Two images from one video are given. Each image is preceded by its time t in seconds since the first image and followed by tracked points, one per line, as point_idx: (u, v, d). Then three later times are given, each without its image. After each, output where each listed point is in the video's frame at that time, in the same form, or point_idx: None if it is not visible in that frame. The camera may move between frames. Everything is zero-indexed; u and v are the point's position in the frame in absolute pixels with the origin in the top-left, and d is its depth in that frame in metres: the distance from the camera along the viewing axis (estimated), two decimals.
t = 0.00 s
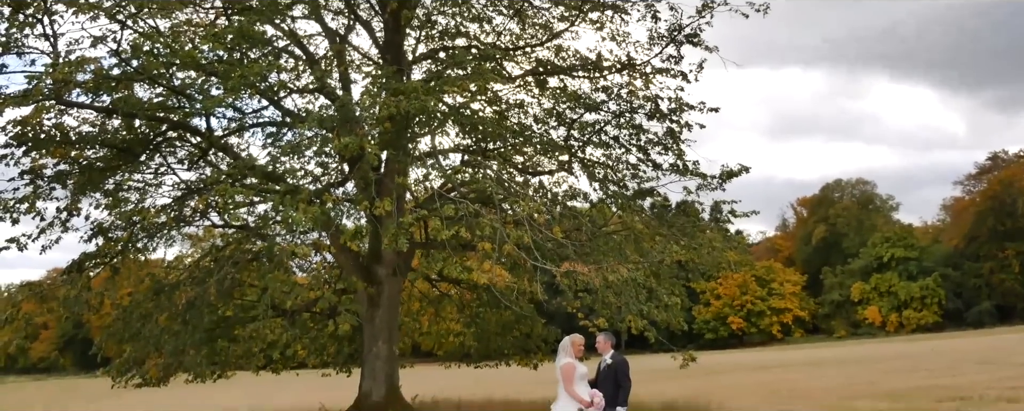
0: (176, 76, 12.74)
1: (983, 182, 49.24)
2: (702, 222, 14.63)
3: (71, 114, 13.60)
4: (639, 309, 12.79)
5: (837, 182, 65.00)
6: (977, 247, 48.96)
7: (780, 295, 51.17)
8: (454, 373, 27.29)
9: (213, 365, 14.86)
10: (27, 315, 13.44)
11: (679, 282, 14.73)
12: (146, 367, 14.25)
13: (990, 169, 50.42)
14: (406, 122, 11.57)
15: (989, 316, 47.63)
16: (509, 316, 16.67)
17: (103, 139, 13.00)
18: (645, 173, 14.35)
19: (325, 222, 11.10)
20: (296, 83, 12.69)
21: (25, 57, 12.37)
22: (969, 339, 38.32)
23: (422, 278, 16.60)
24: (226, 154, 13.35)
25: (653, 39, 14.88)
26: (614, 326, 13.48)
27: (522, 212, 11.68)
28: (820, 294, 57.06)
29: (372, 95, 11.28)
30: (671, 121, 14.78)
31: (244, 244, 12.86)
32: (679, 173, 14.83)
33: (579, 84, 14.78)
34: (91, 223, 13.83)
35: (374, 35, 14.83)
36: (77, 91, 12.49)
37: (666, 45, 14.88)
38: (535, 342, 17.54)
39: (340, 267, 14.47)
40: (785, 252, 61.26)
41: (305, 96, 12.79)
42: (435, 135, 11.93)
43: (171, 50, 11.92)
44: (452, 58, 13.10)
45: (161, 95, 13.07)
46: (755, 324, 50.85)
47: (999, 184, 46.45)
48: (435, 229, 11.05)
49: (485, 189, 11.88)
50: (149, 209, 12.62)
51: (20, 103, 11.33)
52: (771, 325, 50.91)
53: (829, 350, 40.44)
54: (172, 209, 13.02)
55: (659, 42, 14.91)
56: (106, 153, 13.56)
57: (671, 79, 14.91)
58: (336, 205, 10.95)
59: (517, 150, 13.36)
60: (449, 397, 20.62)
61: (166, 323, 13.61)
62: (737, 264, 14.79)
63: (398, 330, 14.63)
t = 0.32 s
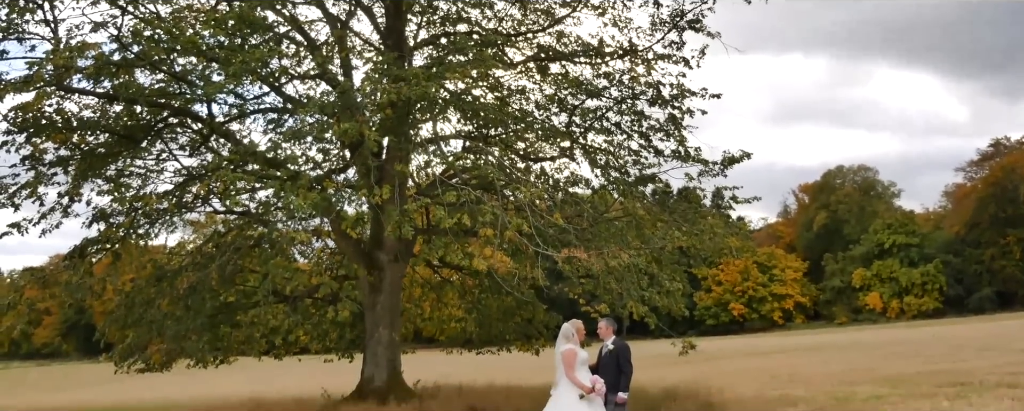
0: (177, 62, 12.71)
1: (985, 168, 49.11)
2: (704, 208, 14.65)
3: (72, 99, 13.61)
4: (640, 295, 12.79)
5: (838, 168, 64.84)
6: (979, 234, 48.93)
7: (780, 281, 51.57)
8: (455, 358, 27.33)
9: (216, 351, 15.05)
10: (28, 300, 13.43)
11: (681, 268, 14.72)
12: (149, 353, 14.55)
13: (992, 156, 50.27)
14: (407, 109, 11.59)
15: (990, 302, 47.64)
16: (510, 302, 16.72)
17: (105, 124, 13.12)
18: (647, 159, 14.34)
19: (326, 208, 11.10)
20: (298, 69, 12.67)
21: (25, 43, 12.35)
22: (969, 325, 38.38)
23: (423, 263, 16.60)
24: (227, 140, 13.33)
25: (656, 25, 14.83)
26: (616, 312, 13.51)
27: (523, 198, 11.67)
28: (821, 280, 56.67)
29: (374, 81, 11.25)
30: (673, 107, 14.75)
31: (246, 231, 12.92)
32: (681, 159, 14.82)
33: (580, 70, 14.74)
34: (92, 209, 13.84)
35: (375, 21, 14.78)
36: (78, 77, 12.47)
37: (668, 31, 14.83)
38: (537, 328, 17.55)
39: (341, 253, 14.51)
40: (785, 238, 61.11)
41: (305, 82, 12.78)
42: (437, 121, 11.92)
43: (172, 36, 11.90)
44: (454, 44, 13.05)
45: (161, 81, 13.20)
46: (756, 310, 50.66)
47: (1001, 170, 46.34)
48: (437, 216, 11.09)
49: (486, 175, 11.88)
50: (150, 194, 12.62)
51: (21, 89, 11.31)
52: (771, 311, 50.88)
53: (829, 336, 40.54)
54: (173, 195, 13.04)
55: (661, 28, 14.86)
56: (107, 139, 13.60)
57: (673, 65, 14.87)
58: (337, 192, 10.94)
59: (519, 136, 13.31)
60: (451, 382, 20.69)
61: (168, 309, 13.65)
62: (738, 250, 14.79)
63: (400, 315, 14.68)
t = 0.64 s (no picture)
0: (177, 47, 12.69)
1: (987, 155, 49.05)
2: (705, 194, 14.63)
3: (73, 84, 13.59)
4: (640, 281, 12.81)
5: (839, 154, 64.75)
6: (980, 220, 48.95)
7: (781, 267, 51.60)
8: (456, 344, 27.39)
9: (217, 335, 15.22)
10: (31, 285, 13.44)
11: (681, 254, 14.77)
12: (151, 338, 14.68)
13: (994, 142, 50.19)
14: (408, 94, 11.58)
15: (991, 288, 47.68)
16: (510, 288, 16.76)
17: (105, 109, 13.10)
18: (648, 145, 14.31)
19: (328, 194, 11.12)
20: (298, 54, 12.64)
21: (25, 28, 12.32)
22: (970, 311, 38.45)
23: (424, 249, 16.59)
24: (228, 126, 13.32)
25: (657, 10, 14.77)
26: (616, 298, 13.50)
27: (524, 184, 11.65)
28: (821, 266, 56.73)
29: (374, 66, 11.21)
30: (674, 93, 14.71)
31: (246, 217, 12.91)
32: (682, 145, 14.79)
33: (581, 56, 14.70)
34: (93, 194, 13.83)
35: (376, 6, 14.71)
36: (78, 62, 12.43)
37: (670, 17, 14.77)
38: (538, 314, 17.61)
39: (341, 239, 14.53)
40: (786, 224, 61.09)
41: (306, 68, 12.75)
42: (438, 107, 11.91)
43: (172, 20, 11.87)
44: (455, 29, 13.00)
45: (162, 66, 13.16)
46: (756, 296, 50.95)
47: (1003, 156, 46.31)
48: (437, 201, 11.06)
49: (488, 161, 11.86)
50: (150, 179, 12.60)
51: (21, 73, 11.28)
52: (772, 297, 51.01)
53: (828, 322, 40.66)
54: (174, 180, 13.04)
55: (663, 13, 14.80)
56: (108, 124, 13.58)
57: (674, 51, 14.82)
58: (338, 177, 10.92)
59: (520, 121, 13.28)
60: (451, 368, 20.78)
61: (169, 294, 13.67)
62: (739, 236, 14.78)
63: (401, 301, 14.69)
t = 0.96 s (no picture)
0: (177, 31, 12.65)
1: (988, 140, 48.97)
2: (706, 180, 14.61)
3: (72, 68, 13.56)
4: (641, 266, 12.84)
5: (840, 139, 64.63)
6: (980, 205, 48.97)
7: (781, 252, 51.64)
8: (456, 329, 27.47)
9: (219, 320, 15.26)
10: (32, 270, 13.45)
11: (682, 239, 14.77)
12: (153, 324, 14.72)
13: (995, 127, 50.11)
14: (408, 79, 11.59)
15: (991, 273, 47.61)
16: (511, 273, 16.81)
17: (104, 94, 13.07)
18: (649, 129, 14.27)
19: (328, 178, 11.11)
20: (298, 39, 12.60)
21: (24, 12, 12.27)
22: (970, 296, 38.46)
23: (424, 234, 16.59)
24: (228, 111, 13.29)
25: None
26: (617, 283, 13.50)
27: (524, 169, 11.62)
28: (821, 252, 56.80)
29: (374, 50, 11.18)
30: (675, 78, 14.66)
31: (246, 202, 12.89)
32: (683, 130, 14.75)
33: (582, 41, 14.65)
34: (93, 179, 13.80)
35: None
36: (77, 46, 12.40)
37: (671, 1, 14.70)
38: (538, 299, 17.65)
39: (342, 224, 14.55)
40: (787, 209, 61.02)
41: (306, 52, 12.72)
42: (438, 92, 11.88)
43: (171, 4, 11.82)
44: (456, 13, 12.94)
45: (162, 51, 13.12)
46: (756, 281, 51.12)
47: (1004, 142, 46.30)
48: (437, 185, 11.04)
49: (488, 146, 11.83)
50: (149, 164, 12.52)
51: (20, 57, 11.24)
52: (772, 282, 51.15)
53: (827, 307, 40.77)
54: (174, 164, 13.02)
55: None
56: (108, 109, 13.55)
57: (676, 36, 14.75)
58: (338, 162, 10.89)
59: (521, 106, 13.23)
60: (452, 353, 20.86)
61: (170, 279, 13.72)
62: (740, 222, 14.78)
63: (402, 285, 14.71)
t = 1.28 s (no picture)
0: (176, 16, 12.61)
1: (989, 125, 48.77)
2: (707, 165, 14.60)
3: (72, 52, 13.52)
4: (641, 250, 12.86)
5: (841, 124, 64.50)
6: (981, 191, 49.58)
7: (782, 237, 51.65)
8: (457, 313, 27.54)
9: (219, 304, 15.29)
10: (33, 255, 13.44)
11: (682, 224, 14.76)
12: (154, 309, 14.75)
13: (997, 112, 49.88)
14: (408, 63, 11.58)
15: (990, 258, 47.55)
16: (512, 258, 16.88)
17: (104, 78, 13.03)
18: (649, 114, 14.24)
19: (328, 163, 11.11)
20: (297, 24, 12.55)
21: None
22: (969, 281, 38.39)
23: (424, 219, 16.60)
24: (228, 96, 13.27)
25: None
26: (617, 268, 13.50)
27: (525, 154, 11.61)
28: (822, 237, 56.86)
29: (373, 34, 11.15)
30: (675, 63, 14.62)
31: (247, 187, 12.88)
32: (683, 115, 14.73)
33: (582, 25, 14.60)
34: (93, 163, 13.78)
35: None
36: (76, 31, 12.35)
37: None
38: (539, 284, 17.68)
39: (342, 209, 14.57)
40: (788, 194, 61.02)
41: (305, 37, 12.69)
42: (439, 77, 11.85)
43: None
44: None
45: (161, 36, 13.07)
46: (756, 265, 51.33)
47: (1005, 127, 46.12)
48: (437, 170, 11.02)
49: (488, 131, 11.81)
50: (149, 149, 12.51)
51: (19, 42, 11.20)
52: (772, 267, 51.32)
53: (827, 291, 40.84)
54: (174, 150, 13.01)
55: None
56: (107, 93, 13.52)
57: (677, 20, 14.69)
58: (337, 146, 10.87)
59: (521, 91, 13.20)
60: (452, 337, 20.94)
61: (171, 263, 13.77)
62: (740, 207, 14.78)
63: (402, 271, 14.75)
